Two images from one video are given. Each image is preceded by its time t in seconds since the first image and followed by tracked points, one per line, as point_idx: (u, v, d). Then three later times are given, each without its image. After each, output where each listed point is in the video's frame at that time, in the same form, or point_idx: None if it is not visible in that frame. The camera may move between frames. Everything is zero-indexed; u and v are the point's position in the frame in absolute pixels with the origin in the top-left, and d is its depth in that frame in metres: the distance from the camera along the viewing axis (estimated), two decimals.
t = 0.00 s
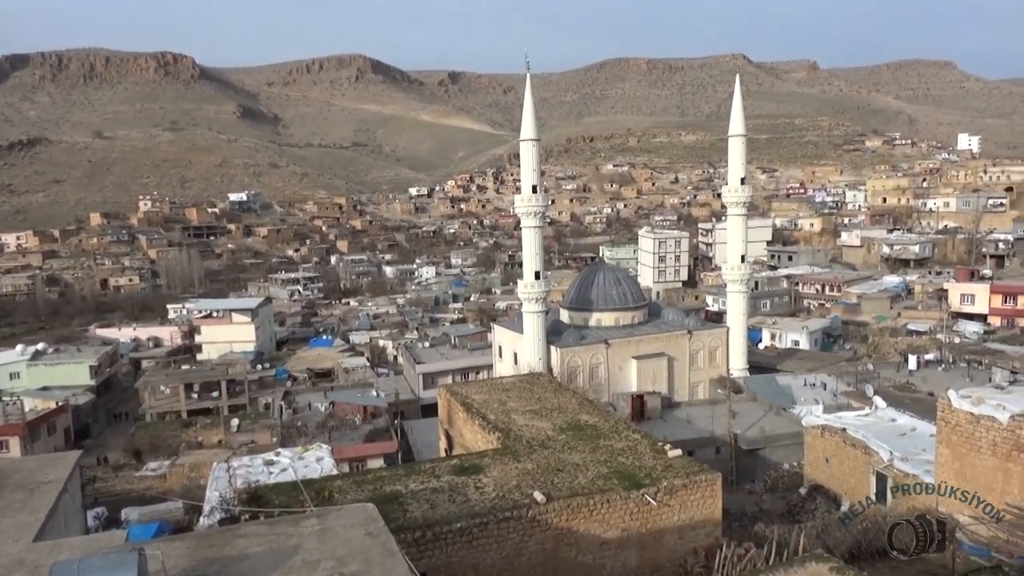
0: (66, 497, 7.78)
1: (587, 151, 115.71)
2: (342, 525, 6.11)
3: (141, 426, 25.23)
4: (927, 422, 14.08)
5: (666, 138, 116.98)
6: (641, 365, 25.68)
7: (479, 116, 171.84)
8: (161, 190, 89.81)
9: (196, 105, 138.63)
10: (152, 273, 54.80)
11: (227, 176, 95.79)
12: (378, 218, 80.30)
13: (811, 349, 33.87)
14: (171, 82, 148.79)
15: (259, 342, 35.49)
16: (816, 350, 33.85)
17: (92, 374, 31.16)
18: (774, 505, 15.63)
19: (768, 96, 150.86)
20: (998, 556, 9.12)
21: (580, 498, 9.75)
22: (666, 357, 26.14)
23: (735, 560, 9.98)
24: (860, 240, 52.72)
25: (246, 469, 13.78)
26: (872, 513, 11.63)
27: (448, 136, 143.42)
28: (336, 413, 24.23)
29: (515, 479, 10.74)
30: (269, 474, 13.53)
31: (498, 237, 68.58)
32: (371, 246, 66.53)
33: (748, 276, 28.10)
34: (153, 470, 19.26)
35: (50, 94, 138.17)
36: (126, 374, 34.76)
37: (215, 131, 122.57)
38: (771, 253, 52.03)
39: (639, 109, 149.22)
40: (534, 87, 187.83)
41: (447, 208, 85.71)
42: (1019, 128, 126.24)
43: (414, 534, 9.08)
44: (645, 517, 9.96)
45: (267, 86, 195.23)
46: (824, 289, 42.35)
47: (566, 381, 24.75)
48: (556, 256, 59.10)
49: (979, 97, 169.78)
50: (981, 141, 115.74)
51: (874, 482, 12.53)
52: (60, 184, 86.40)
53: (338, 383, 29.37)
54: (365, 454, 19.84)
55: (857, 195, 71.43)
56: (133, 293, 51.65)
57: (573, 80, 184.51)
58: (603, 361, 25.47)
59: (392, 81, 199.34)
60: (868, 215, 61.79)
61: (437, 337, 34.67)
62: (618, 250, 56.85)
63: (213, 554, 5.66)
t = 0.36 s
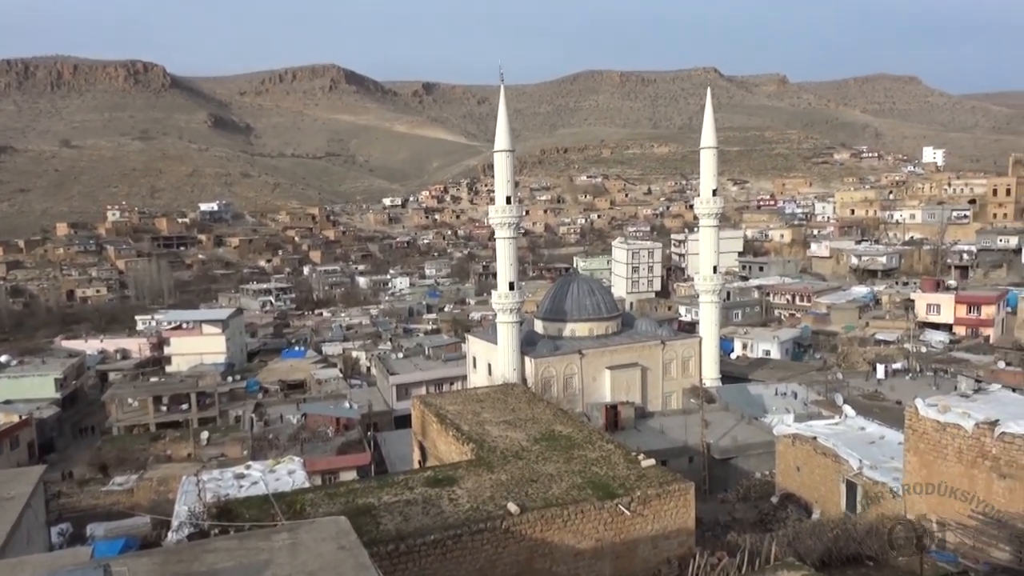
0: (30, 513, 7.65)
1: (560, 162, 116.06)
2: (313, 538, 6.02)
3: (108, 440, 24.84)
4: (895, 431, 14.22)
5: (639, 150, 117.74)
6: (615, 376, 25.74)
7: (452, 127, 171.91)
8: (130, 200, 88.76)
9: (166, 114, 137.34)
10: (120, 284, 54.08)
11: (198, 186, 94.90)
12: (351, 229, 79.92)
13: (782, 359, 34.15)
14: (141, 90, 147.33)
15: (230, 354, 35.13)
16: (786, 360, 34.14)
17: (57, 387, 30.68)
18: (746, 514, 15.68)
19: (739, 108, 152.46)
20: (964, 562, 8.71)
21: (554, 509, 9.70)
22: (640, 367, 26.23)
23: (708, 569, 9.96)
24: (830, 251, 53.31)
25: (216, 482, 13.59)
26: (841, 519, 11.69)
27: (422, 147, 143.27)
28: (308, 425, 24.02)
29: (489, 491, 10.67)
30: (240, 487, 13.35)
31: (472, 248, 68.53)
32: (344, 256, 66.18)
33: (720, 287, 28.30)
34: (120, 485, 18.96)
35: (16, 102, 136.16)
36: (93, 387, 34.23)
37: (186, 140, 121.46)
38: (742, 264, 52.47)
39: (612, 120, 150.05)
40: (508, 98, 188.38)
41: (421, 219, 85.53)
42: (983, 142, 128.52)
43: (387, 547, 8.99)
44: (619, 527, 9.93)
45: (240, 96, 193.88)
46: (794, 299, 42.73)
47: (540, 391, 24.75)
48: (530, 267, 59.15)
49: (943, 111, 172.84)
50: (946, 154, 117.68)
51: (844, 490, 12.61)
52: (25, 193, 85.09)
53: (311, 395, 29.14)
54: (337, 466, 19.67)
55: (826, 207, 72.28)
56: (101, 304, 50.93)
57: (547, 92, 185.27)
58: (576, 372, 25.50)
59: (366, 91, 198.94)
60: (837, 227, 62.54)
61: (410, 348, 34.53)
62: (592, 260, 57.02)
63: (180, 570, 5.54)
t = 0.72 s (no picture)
0: None
1: (531, 171, 116.27)
2: (281, 550, 5.88)
3: (68, 451, 24.33)
4: (859, 438, 14.34)
5: (608, 160, 118.37)
6: (585, 385, 25.74)
7: (422, 136, 171.59)
8: (93, 207, 87.38)
9: (131, 120, 135.53)
10: (82, 293, 53.16)
11: (164, 193, 93.72)
12: (321, 237, 79.36)
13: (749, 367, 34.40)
14: (106, 96, 145.31)
15: (195, 364, 34.63)
16: (753, 368, 34.39)
17: (15, 399, 30.08)
18: (714, 521, 15.73)
19: (707, 120, 153.92)
20: (925, 566, 8.92)
21: (524, 518, 9.63)
22: (609, 376, 26.25)
23: None
24: (795, 260, 53.90)
25: (179, 494, 13.33)
26: (807, 526, 11.73)
27: (391, 155, 142.82)
28: (276, 435, 23.73)
29: (459, 500, 10.56)
30: (204, 499, 13.11)
31: (442, 256, 68.35)
32: (312, 265, 65.69)
33: (688, 295, 28.43)
34: (80, 498, 18.57)
35: None
36: (53, 398, 33.55)
37: (151, 147, 119.94)
38: (709, 273, 52.86)
39: (582, 130, 150.70)
40: (478, 108, 188.53)
41: (391, 227, 85.17)
42: (944, 154, 130.95)
43: (355, 559, 8.86)
44: (589, 536, 9.87)
45: (207, 102, 191.98)
46: (761, 308, 43.08)
47: (510, 401, 24.65)
48: (501, 276, 59.14)
49: (905, 124, 176.05)
50: (907, 167, 119.73)
51: (810, 497, 12.66)
52: None
53: (278, 405, 28.78)
54: (305, 477, 19.43)
55: (792, 218, 73.13)
56: (62, 313, 49.99)
57: (517, 101, 185.71)
58: (546, 381, 25.45)
59: (336, 99, 198.00)
60: (802, 237, 63.28)
61: (380, 357, 34.28)
62: (562, 269, 57.11)
63: None
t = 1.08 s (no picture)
0: None
1: (503, 182, 116.30)
2: (250, 566, 5.76)
3: (29, 466, 23.80)
4: (828, 447, 14.39)
5: (580, 171, 118.86)
6: (556, 395, 25.69)
7: (394, 147, 171.15)
8: (57, 216, 85.98)
9: (97, 128, 133.81)
10: (45, 304, 52.19)
11: (130, 203, 92.52)
12: (291, 247, 78.71)
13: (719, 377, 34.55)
14: (71, 104, 143.33)
15: (162, 376, 34.12)
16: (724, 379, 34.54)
17: None
18: (685, 531, 15.73)
19: (678, 132, 155.13)
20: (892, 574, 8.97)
21: (496, 530, 9.53)
22: (581, 386, 26.23)
23: None
24: (764, 271, 54.36)
25: (144, 510, 13.04)
26: (777, 536, 11.72)
27: (363, 165, 142.21)
28: (245, 448, 23.40)
29: (431, 513, 10.44)
30: (170, 514, 12.84)
31: (414, 267, 68.06)
32: (282, 276, 65.13)
33: (660, 306, 28.49)
34: (41, 514, 18.16)
35: None
36: (14, 412, 32.84)
37: (119, 156, 118.47)
38: (680, 284, 53.13)
39: (554, 141, 151.19)
40: (451, 118, 188.48)
41: (362, 238, 84.73)
42: (909, 168, 133.03)
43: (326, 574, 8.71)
44: (561, 548, 9.80)
45: (176, 110, 190.08)
46: (731, 319, 43.32)
47: (482, 412, 24.52)
48: (472, 287, 59.02)
49: (870, 138, 178.72)
50: (873, 180, 121.42)
51: (780, 506, 12.68)
52: None
53: (247, 418, 28.40)
54: (275, 491, 19.20)
55: (761, 229, 73.79)
56: (24, 324, 49.06)
57: (489, 112, 185.90)
58: (518, 393, 25.36)
59: (307, 109, 197.06)
60: (771, 249, 63.86)
61: (351, 369, 33.98)
62: (534, 280, 57.09)
63: None
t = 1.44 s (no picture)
0: None
1: (476, 186, 116.14)
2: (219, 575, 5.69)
3: None
4: (796, 447, 14.49)
5: (552, 175, 119.20)
6: (529, 398, 25.67)
7: (365, 150, 170.42)
8: (21, 219, 84.56)
9: (62, 129, 131.79)
10: (7, 309, 51.28)
11: (96, 206, 91.23)
12: (261, 251, 78.03)
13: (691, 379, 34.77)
14: (34, 105, 141.08)
15: (129, 382, 33.64)
16: (695, 381, 34.73)
17: None
18: (657, 532, 15.79)
19: (649, 137, 156.07)
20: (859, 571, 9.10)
21: (469, 533, 9.49)
22: (554, 389, 26.23)
23: None
24: (734, 274, 54.80)
25: (111, 518, 12.81)
26: (748, 535, 11.78)
27: (334, 167, 141.43)
28: (214, 454, 23.12)
29: (404, 517, 10.37)
30: (137, 522, 12.62)
31: (386, 271, 67.79)
32: (252, 279, 64.53)
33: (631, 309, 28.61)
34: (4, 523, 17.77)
35: None
36: None
37: (84, 158, 116.83)
38: (652, 287, 53.40)
39: (526, 145, 151.35)
40: (423, 121, 188.13)
41: (334, 241, 84.23)
42: (874, 173, 135.00)
43: None
44: (534, 551, 9.76)
45: (143, 111, 187.68)
46: (702, 321, 43.59)
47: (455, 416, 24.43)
48: (445, 290, 58.88)
49: (837, 143, 181.10)
50: (840, 185, 122.98)
51: (751, 506, 12.74)
52: None
53: (216, 423, 28.06)
54: (245, 497, 19.03)
55: (731, 233, 74.40)
56: None
57: (461, 115, 185.63)
58: (492, 396, 25.29)
59: (277, 111, 195.61)
60: (740, 252, 64.40)
61: (322, 373, 33.74)
62: (507, 283, 57.08)
63: None
